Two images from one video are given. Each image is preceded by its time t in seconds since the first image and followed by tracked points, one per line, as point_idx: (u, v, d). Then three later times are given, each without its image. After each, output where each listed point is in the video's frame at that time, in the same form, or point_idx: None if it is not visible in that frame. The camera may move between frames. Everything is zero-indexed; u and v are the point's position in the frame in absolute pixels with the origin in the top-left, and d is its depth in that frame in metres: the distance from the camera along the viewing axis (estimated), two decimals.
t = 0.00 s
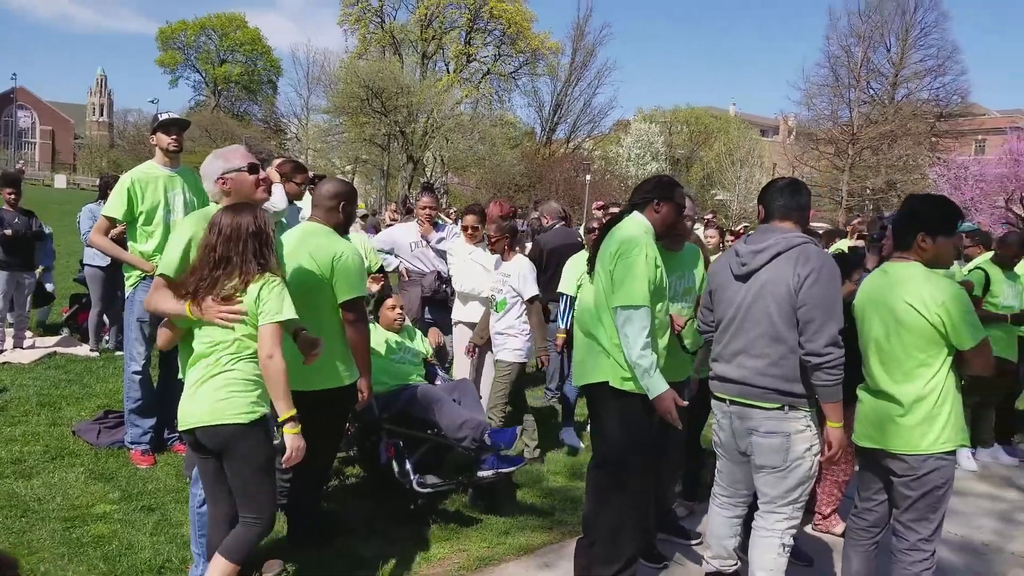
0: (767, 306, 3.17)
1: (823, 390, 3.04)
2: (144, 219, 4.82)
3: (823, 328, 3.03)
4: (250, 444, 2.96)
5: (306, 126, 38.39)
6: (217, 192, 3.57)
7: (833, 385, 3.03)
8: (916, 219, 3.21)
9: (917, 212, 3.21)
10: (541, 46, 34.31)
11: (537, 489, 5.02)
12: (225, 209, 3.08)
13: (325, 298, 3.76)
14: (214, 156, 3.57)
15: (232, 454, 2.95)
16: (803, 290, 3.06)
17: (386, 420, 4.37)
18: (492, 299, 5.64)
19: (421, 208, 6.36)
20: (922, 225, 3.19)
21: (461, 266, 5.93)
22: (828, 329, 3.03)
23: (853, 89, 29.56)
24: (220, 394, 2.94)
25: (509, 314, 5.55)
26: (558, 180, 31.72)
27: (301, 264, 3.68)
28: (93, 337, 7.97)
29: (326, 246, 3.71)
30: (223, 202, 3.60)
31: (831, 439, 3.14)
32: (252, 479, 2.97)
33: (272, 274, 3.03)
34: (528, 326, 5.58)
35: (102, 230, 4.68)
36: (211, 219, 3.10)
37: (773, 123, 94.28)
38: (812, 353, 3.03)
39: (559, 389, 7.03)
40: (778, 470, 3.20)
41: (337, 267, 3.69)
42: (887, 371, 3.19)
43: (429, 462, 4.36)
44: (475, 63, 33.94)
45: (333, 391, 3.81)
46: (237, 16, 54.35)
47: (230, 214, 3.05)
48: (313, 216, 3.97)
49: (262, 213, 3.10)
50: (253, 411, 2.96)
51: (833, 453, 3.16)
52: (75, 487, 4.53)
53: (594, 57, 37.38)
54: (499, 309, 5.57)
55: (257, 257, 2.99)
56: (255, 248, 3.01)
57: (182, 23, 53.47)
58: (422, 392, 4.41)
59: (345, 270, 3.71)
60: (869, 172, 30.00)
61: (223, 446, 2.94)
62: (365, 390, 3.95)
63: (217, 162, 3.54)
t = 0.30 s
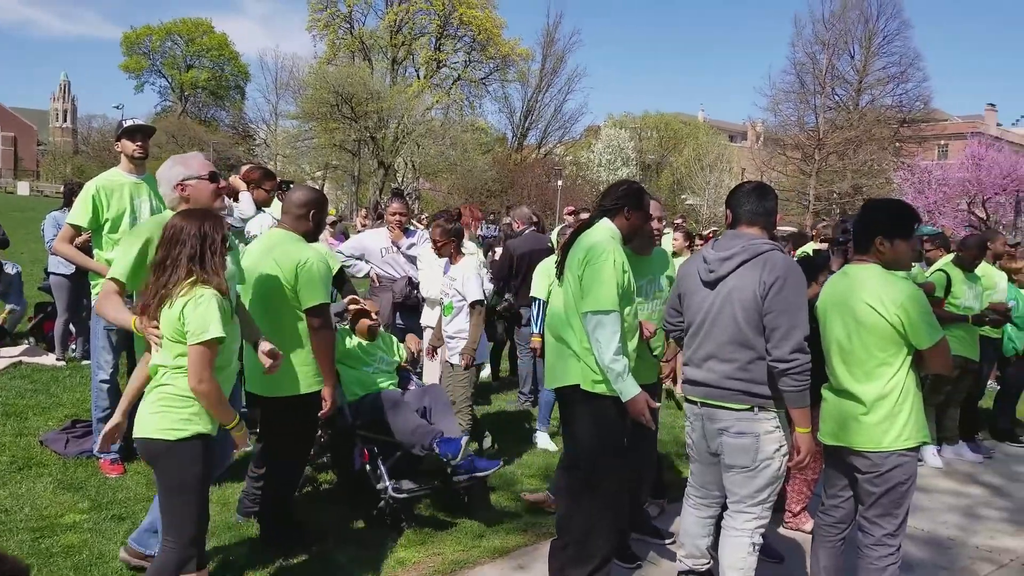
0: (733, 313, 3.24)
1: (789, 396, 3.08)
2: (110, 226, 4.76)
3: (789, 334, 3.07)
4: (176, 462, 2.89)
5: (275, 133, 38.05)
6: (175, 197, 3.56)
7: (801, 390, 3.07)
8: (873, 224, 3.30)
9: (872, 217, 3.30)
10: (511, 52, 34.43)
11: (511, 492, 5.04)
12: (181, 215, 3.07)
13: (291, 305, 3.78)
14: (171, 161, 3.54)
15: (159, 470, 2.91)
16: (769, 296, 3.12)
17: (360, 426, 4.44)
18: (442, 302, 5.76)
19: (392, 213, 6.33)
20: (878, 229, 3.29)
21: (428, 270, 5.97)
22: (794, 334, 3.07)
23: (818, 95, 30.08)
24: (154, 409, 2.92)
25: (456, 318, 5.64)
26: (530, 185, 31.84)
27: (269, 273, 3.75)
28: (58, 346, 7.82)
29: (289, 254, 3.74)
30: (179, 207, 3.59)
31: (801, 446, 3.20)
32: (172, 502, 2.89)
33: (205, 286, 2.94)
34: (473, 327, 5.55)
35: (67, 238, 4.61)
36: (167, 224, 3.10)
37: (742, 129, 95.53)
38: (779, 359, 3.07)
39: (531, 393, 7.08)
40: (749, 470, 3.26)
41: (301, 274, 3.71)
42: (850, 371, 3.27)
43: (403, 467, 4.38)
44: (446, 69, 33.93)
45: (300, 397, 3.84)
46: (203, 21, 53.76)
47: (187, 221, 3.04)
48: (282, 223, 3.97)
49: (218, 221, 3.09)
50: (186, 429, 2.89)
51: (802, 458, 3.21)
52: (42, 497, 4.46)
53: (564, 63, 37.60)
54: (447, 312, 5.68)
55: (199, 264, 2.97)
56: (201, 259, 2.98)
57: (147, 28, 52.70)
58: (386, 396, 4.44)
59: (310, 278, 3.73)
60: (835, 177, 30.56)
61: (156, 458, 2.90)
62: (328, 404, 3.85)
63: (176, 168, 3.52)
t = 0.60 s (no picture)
0: (702, 317, 3.28)
1: (757, 401, 3.11)
2: (80, 230, 4.69)
3: (755, 340, 3.10)
4: (120, 477, 2.82)
5: (248, 135, 37.70)
6: (132, 199, 3.52)
7: (768, 395, 3.10)
8: (839, 227, 3.36)
9: (839, 221, 3.36)
10: (486, 55, 34.48)
11: (488, 495, 5.04)
12: (134, 220, 3.02)
13: (265, 310, 3.77)
14: (130, 163, 3.53)
15: (105, 485, 2.85)
16: (734, 302, 3.15)
17: (333, 431, 4.48)
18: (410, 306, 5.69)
19: (367, 216, 6.35)
20: (844, 232, 3.35)
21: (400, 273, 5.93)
22: (760, 340, 3.10)
23: (790, 99, 30.44)
24: (100, 422, 2.86)
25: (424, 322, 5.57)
26: (505, 189, 31.93)
27: (240, 278, 3.73)
28: (27, 353, 7.68)
29: (261, 259, 3.73)
30: (135, 208, 3.55)
31: (771, 448, 3.22)
32: (120, 516, 2.83)
33: (148, 296, 2.90)
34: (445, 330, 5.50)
35: (35, 242, 4.56)
36: (120, 228, 3.06)
37: (714, 132, 96.48)
38: (744, 365, 3.11)
39: (508, 397, 7.08)
40: (723, 472, 3.30)
41: (273, 279, 3.71)
42: (819, 372, 3.33)
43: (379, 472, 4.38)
44: (420, 72, 33.88)
45: (274, 402, 3.83)
46: (173, 22, 53.11)
47: (140, 228, 2.98)
48: (255, 226, 3.95)
49: (173, 226, 3.05)
50: (125, 445, 2.83)
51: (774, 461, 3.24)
52: (12, 506, 4.39)
53: (539, 67, 37.72)
54: (415, 317, 5.61)
55: (152, 274, 2.93)
56: (151, 267, 2.93)
57: (116, 29, 51.89)
58: (361, 401, 4.44)
59: (283, 283, 3.73)
60: (806, 179, 31.02)
61: (100, 474, 2.83)
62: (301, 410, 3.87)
63: (133, 170, 3.51)
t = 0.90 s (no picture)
0: (663, 320, 3.33)
1: (714, 400, 3.12)
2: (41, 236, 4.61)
3: (712, 337, 3.11)
4: (66, 483, 2.83)
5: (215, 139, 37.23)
6: (85, 199, 3.51)
7: (726, 392, 3.11)
8: (799, 228, 3.42)
9: (800, 222, 3.42)
10: (456, 58, 34.48)
11: (456, 499, 5.03)
12: (84, 219, 3.00)
13: (229, 315, 3.73)
14: (88, 165, 3.52)
15: (52, 489, 2.86)
16: (692, 301, 3.18)
17: (303, 436, 4.44)
18: (371, 310, 5.65)
19: (335, 221, 6.36)
20: (804, 234, 3.41)
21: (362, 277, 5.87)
22: (716, 337, 3.11)
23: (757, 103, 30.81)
24: (48, 425, 2.88)
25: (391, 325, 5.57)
26: (476, 193, 32.00)
27: (203, 282, 3.70)
28: None
29: (226, 263, 3.71)
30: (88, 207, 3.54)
31: (732, 454, 3.22)
32: (64, 521, 2.83)
33: (87, 296, 2.88)
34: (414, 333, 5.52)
35: None
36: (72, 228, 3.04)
37: (683, 135, 97.48)
38: (703, 363, 3.13)
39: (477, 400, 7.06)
40: (687, 474, 3.35)
41: (239, 283, 3.68)
42: (781, 371, 3.39)
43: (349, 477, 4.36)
44: (390, 75, 33.77)
45: (238, 407, 3.79)
46: (138, 24, 52.33)
47: (90, 227, 2.96)
48: (218, 231, 3.92)
49: (123, 228, 3.01)
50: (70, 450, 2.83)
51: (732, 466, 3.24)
52: None
53: (509, 70, 37.81)
54: (379, 319, 5.59)
55: (94, 278, 2.90)
56: (93, 269, 2.91)
57: (79, 32, 50.92)
58: (330, 407, 4.43)
59: (248, 287, 3.70)
60: (773, 182, 31.45)
61: (47, 478, 2.85)
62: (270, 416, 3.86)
63: (88, 171, 3.50)
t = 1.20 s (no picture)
0: (621, 322, 3.36)
1: (668, 399, 3.12)
2: None
3: (664, 337, 3.13)
4: (21, 488, 2.78)
5: (180, 142, 36.62)
6: (26, 201, 3.46)
7: (680, 390, 3.12)
8: (759, 232, 3.47)
9: (758, 226, 3.47)
10: (425, 61, 34.40)
11: (422, 505, 5.00)
12: (32, 224, 2.92)
13: (189, 321, 3.67)
14: (33, 167, 3.45)
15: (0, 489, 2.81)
16: (647, 302, 3.20)
17: (265, 443, 4.37)
18: (340, 316, 5.58)
19: (298, 225, 6.17)
20: (763, 237, 3.45)
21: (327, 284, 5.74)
22: (669, 337, 3.12)
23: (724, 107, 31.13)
24: None
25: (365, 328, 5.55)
26: (446, 196, 31.98)
27: (161, 287, 3.64)
28: None
29: (186, 268, 3.65)
30: (28, 211, 3.49)
31: (688, 455, 3.22)
32: (16, 525, 2.78)
33: (33, 302, 2.81)
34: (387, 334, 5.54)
35: None
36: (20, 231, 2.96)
37: (651, 140, 98.32)
38: (656, 362, 3.14)
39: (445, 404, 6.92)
40: (644, 475, 3.36)
41: (199, 288, 3.62)
42: (741, 372, 3.44)
43: (313, 483, 4.31)
44: (358, 78, 33.59)
45: (197, 415, 3.72)
46: (100, 25, 51.35)
47: (39, 231, 2.90)
48: (177, 235, 3.85)
49: (73, 231, 2.96)
50: (24, 453, 2.78)
51: (688, 466, 3.24)
52: None
53: (478, 74, 37.81)
54: (356, 323, 5.55)
55: (43, 283, 2.84)
56: (45, 273, 2.86)
57: (39, 32, 49.79)
58: (295, 414, 4.38)
59: (210, 293, 3.64)
60: (739, 186, 31.86)
61: None
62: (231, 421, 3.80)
63: (32, 174, 3.43)
